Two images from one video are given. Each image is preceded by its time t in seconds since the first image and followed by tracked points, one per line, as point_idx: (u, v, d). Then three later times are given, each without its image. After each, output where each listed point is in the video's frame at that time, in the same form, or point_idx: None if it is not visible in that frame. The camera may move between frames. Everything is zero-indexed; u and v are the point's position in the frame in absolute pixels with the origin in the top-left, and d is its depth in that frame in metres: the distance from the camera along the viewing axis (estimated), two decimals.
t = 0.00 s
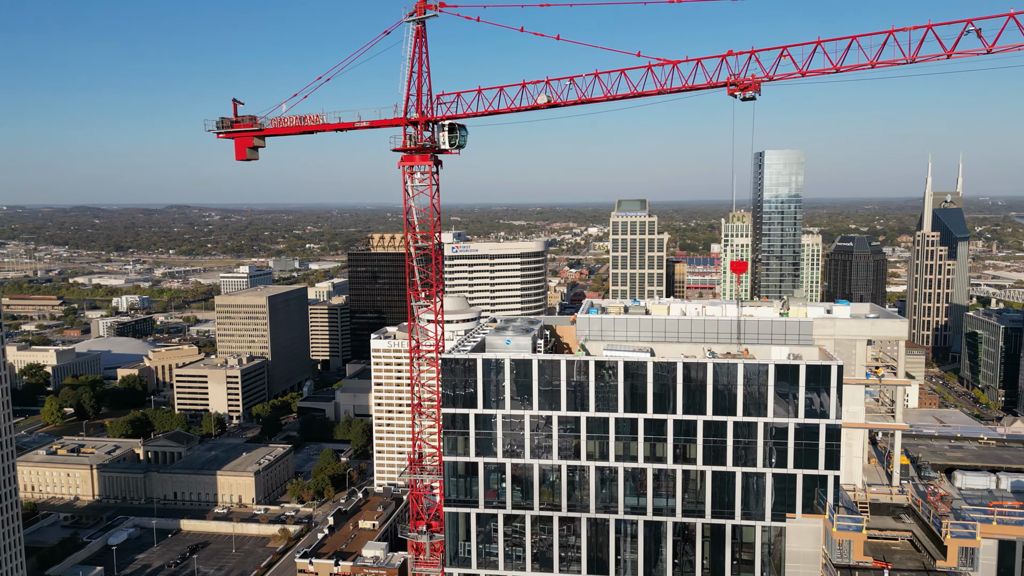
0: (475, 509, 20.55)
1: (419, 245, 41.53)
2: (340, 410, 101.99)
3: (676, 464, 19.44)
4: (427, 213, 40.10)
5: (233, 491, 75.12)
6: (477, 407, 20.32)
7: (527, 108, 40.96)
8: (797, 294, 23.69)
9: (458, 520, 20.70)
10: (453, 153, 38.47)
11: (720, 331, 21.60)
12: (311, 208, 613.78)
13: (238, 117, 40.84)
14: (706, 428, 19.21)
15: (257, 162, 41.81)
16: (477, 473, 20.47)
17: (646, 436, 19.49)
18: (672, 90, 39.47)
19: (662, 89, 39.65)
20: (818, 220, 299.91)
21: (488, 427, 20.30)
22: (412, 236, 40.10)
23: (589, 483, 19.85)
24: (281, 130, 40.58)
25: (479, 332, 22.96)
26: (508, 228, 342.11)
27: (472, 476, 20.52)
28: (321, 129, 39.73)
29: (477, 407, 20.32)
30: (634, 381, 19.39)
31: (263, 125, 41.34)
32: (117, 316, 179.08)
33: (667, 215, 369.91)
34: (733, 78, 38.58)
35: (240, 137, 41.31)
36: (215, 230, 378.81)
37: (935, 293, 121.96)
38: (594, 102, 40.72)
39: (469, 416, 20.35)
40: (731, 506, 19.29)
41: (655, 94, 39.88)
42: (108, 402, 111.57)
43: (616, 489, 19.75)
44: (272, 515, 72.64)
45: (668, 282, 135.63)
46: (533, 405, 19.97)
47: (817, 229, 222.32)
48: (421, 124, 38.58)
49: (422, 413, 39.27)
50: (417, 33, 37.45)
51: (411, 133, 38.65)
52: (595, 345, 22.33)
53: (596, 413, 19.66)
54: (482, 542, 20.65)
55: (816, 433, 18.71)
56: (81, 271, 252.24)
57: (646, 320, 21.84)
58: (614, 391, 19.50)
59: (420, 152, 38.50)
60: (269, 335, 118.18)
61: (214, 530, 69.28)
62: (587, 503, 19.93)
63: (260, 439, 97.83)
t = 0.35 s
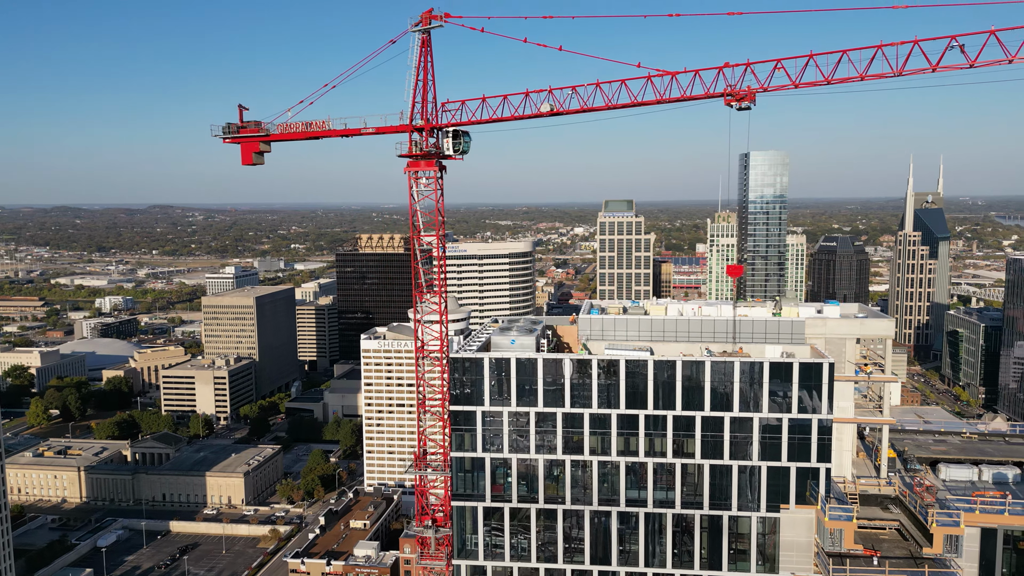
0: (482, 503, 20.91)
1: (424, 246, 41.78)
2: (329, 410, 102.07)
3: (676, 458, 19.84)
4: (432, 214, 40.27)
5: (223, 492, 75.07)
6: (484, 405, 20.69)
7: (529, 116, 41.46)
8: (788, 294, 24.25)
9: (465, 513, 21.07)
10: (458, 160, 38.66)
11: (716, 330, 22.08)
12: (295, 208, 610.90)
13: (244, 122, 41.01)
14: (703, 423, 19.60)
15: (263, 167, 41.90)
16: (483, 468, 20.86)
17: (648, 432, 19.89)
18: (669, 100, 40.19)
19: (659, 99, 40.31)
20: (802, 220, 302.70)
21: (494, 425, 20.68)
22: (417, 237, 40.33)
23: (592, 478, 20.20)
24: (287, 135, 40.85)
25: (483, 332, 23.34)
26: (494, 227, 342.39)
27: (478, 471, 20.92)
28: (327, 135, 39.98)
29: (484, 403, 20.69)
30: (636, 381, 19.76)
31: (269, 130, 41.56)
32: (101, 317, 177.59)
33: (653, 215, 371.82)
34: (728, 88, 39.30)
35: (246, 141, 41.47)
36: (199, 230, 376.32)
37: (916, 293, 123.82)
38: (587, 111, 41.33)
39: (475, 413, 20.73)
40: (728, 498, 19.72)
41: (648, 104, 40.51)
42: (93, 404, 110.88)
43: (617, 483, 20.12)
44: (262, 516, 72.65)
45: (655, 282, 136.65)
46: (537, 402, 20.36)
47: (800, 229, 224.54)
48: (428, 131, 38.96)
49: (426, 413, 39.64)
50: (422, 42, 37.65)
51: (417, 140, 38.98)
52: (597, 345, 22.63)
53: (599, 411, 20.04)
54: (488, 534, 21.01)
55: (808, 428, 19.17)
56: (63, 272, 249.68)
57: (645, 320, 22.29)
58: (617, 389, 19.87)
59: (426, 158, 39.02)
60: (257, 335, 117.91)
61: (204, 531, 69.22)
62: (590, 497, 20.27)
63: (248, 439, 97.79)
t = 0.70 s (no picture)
0: (486, 497, 21.16)
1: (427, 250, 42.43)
2: (315, 412, 102.06)
3: (674, 453, 20.15)
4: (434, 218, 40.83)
5: (209, 494, 74.83)
6: (489, 402, 20.84)
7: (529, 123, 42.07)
8: (776, 295, 24.89)
9: (470, 508, 21.29)
10: (459, 165, 39.61)
11: (709, 330, 22.62)
12: (276, 207, 607.25)
13: (247, 128, 41.26)
14: (700, 419, 19.96)
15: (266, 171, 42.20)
16: (487, 463, 21.08)
17: (647, 427, 20.19)
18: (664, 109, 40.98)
19: (653, 108, 41.70)
20: (783, 220, 305.75)
21: (498, 421, 20.87)
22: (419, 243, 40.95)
23: (592, 472, 20.52)
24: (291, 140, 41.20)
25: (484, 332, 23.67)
26: (478, 227, 342.62)
27: (482, 466, 21.14)
28: (331, 141, 40.29)
29: (488, 401, 20.84)
30: (636, 378, 20.11)
31: (272, 136, 41.81)
32: (81, 319, 175.89)
33: (636, 215, 373.77)
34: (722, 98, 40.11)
35: (249, 146, 41.74)
36: (180, 230, 373.09)
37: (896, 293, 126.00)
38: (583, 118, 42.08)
39: (479, 410, 20.90)
40: (724, 491, 20.05)
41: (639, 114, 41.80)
42: (76, 406, 109.98)
43: (617, 476, 20.41)
44: (250, 517, 72.56)
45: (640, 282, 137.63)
46: (540, 399, 20.61)
47: (782, 229, 226.95)
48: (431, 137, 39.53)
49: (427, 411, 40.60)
50: (425, 52, 38.04)
51: (419, 146, 39.62)
52: (596, 344, 23.22)
53: (599, 408, 20.34)
54: (492, 526, 21.25)
55: (798, 422, 19.60)
56: (41, 273, 246.73)
57: (644, 320, 22.85)
58: (616, 386, 20.19)
59: (428, 163, 39.57)
60: (242, 336, 117.47)
61: (191, 533, 69.02)
62: (591, 490, 20.59)
63: (233, 440, 97.55)
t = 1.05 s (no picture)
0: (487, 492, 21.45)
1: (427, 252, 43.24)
2: (298, 413, 101.95)
3: (666, 448, 20.69)
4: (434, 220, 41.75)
5: (193, 496, 74.44)
6: (489, 399, 21.16)
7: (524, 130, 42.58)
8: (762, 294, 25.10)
9: (471, 503, 21.59)
10: (457, 170, 40.47)
11: (700, 328, 23.01)
12: (255, 207, 602.54)
13: (248, 133, 42.05)
14: (693, 415, 20.47)
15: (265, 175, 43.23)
16: (488, 458, 21.38)
17: (641, 423, 20.67)
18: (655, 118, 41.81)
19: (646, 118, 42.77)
20: (761, 220, 308.98)
21: (499, 418, 21.19)
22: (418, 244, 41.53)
23: (588, 468, 20.96)
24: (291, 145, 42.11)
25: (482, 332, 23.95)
26: (459, 227, 342.51)
27: (483, 461, 21.43)
28: (331, 145, 40.90)
29: (489, 399, 21.17)
30: (630, 377, 20.59)
31: (271, 141, 42.72)
32: (57, 321, 173.59)
33: (617, 215, 375.63)
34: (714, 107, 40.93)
35: (249, 150, 42.63)
36: (156, 230, 368.82)
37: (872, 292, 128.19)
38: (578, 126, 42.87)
39: (481, 408, 21.21)
40: (715, 484, 20.61)
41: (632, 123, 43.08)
42: (54, 409, 108.72)
43: (613, 471, 20.90)
44: (234, 519, 72.31)
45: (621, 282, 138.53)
46: (540, 397, 20.98)
47: (761, 229, 229.47)
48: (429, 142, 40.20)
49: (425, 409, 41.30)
50: (425, 59, 38.47)
51: (417, 151, 40.34)
52: (592, 343, 23.69)
53: (595, 404, 20.80)
54: (493, 521, 21.58)
55: (785, 416, 20.19)
56: (14, 274, 242.84)
57: (638, 319, 23.23)
58: (612, 385, 20.66)
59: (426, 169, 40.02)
60: (224, 337, 116.82)
61: (174, 535, 68.64)
62: (587, 483, 21.02)
63: (215, 442, 97.05)
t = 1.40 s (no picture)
0: (483, 487, 21.82)
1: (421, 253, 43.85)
2: (276, 414, 101.72)
3: (656, 442, 21.19)
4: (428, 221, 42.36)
5: (171, 499, 73.80)
6: (485, 397, 21.51)
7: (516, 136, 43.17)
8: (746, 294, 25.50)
9: (468, 497, 21.94)
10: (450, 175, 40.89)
11: (687, 327, 23.47)
12: (228, 207, 595.98)
13: (242, 137, 42.28)
14: (682, 410, 21.02)
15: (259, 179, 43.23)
16: (484, 455, 21.71)
17: (632, 419, 21.16)
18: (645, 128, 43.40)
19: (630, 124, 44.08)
20: (736, 220, 312.67)
21: (494, 415, 21.56)
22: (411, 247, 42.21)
23: (581, 462, 21.42)
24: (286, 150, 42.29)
25: (476, 332, 24.25)
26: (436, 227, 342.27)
27: (479, 457, 21.75)
28: (326, 151, 41.33)
29: (485, 396, 21.52)
30: (622, 375, 21.03)
31: (266, 145, 42.90)
32: (27, 323, 170.67)
33: (593, 216, 377.64)
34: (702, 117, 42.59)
35: (244, 155, 42.71)
36: (127, 230, 363.34)
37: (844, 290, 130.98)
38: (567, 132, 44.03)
39: (478, 405, 21.55)
40: (702, 476, 21.18)
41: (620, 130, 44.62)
42: (26, 412, 107.03)
43: (605, 465, 21.37)
44: (214, 521, 71.88)
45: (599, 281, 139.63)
46: (534, 394, 21.38)
47: (736, 229, 232.25)
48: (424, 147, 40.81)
49: (419, 407, 41.71)
50: (419, 67, 38.73)
51: (413, 156, 40.93)
52: (584, 342, 24.07)
53: (587, 401, 21.22)
54: (488, 516, 21.95)
55: (769, 411, 20.80)
56: None
57: (627, 319, 23.78)
58: (604, 383, 21.10)
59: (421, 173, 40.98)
60: (200, 339, 115.86)
61: (153, 538, 68.07)
62: (580, 478, 21.50)
63: (193, 445, 96.34)
